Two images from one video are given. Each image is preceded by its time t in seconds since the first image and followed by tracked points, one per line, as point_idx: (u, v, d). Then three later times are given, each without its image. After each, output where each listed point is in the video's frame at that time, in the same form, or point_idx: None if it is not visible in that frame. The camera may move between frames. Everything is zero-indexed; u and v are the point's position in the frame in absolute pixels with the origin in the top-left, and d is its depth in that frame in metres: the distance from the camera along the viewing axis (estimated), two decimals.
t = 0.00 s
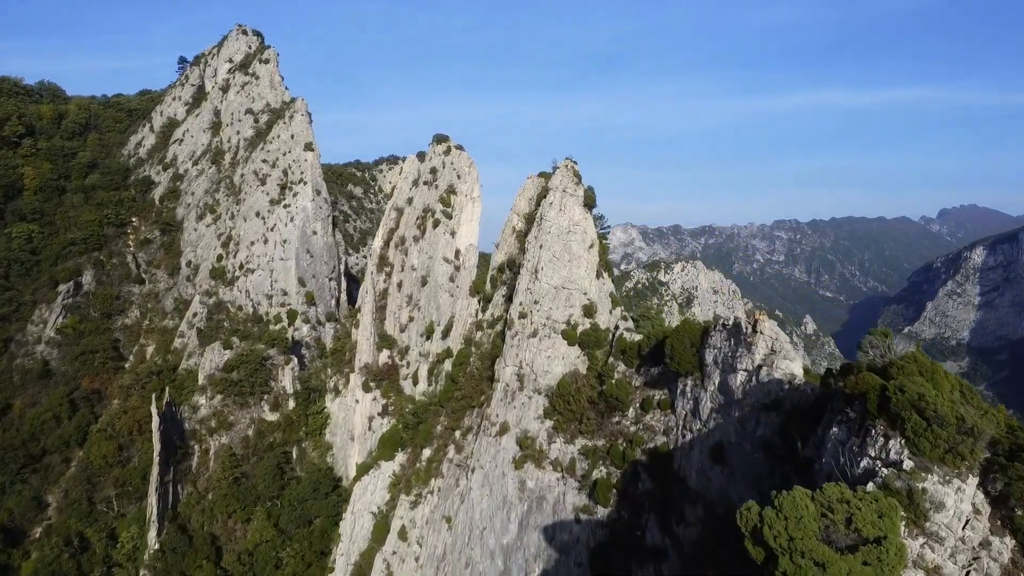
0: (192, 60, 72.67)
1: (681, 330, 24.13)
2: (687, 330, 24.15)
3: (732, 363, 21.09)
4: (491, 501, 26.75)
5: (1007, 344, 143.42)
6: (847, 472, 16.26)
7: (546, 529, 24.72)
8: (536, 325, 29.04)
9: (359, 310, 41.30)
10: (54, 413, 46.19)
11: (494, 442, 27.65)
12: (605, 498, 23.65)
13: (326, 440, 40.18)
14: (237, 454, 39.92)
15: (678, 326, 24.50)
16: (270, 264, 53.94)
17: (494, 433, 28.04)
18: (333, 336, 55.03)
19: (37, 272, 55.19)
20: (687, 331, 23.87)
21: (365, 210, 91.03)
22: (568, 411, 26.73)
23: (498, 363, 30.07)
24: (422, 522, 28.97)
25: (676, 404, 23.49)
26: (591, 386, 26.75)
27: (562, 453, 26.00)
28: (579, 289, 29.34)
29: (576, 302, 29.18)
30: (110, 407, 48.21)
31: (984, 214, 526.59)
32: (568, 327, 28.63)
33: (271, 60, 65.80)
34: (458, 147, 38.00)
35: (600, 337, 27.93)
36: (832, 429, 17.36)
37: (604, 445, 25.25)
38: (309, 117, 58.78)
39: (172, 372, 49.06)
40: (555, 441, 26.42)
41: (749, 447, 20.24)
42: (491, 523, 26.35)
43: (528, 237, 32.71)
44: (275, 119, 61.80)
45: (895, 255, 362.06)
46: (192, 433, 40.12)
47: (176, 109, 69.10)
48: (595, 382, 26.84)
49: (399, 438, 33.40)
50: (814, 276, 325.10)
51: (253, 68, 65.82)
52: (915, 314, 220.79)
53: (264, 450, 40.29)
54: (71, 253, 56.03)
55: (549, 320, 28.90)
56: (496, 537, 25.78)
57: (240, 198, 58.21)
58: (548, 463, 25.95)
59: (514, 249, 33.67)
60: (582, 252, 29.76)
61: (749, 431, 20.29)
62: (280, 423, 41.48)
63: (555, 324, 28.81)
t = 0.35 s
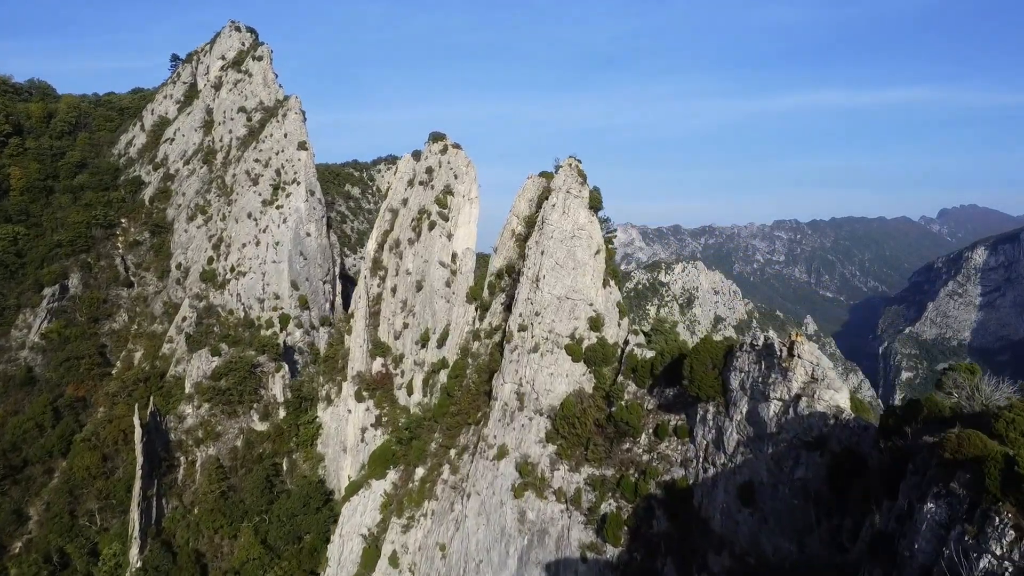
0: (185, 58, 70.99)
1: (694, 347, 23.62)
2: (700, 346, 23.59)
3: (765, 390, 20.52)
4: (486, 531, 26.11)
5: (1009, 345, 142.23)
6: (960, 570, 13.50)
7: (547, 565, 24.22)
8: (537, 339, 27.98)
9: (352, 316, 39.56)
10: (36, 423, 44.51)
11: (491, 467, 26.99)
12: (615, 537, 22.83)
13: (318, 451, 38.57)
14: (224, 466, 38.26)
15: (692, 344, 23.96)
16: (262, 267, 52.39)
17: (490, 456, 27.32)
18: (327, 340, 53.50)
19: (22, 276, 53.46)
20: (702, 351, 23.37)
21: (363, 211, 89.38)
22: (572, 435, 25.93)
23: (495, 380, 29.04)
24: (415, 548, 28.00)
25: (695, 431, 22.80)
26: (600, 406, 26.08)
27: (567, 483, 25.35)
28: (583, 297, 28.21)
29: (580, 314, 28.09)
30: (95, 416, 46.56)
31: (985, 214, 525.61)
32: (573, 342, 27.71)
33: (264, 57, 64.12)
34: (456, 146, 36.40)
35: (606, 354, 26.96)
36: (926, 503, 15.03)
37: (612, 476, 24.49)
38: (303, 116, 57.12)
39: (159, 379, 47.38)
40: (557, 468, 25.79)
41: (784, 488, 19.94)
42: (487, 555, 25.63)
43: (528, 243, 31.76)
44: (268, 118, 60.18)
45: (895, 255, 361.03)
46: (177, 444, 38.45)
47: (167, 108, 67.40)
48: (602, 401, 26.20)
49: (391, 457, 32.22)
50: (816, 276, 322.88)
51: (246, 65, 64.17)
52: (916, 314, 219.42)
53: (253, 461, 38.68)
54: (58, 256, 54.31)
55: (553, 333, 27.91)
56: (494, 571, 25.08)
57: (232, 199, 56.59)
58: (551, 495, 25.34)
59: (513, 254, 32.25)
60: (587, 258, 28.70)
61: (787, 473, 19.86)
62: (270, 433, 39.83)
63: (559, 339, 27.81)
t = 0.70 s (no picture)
0: (176, 56, 69.20)
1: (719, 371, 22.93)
2: (728, 372, 22.88)
3: (806, 429, 19.59)
4: (482, 566, 25.46)
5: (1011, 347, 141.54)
6: None
7: None
8: (538, 359, 27.25)
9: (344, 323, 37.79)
10: (17, 433, 42.82)
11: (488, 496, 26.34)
12: None
13: (308, 464, 36.95)
14: (209, 480, 36.57)
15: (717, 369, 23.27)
16: (252, 270, 50.58)
17: (487, 486, 26.67)
18: (321, 345, 51.94)
19: (5, 279, 51.65)
20: (731, 378, 22.61)
21: (359, 211, 87.70)
22: (578, 467, 25.69)
23: (492, 402, 28.48)
24: None
25: (720, 471, 22.31)
26: (610, 431, 25.78)
27: (572, 521, 24.94)
28: (588, 310, 27.44)
29: (586, 330, 27.30)
30: (79, 425, 44.85)
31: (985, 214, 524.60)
32: (578, 361, 27.02)
33: (256, 54, 62.36)
34: (453, 145, 34.68)
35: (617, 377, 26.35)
36: None
37: (623, 516, 24.18)
38: (296, 114, 55.42)
39: (146, 387, 45.72)
40: (562, 503, 25.43)
41: (833, 550, 18.78)
42: None
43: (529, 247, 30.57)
44: (260, 116, 58.50)
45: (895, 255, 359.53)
46: (161, 457, 36.72)
47: (157, 106, 65.62)
48: (610, 423, 25.96)
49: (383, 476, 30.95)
50: (815, 276, 322.64)
51: (238, 62, 62.42)
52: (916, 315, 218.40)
53: (240, 475, 37.02)
54: (42, 259, 52.54)
55: (557, 351, 27.13)
56: None
57: (222, 200, 54.94)
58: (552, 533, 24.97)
59: (513, 261, 31.08)
60: (594, 268, 27.70)
61: (838, 534, 18.68)
62: (258, 445, 38.09)
63: (563, 358, 27.08)
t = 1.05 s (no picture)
0: (167, 53, 67.50)
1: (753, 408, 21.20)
2: (764, 411, 21.16)
3: (869, 485, 17.69)
4: None
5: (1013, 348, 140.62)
6: None
7: None
8: (541, 382, 25.68)
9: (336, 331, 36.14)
10: None
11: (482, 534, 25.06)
12: None
13: (296, 478, 35.28)
14: (193, 496, 34.88)
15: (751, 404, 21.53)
16: (243, 273, 48.93)
17: (482, 524, 25.28)
18: (314, 351, 50.34)
19: None
20: (768, 419, 20.98)
21: (356, 212, 85.97)
22: (585, 508, 23.95)
23: (488, 429, 26.95)
24: None
25: (753, 524, 20.50)
26: (621, 466, 24.18)
27: (577, 570, 23.06)
28: (594, 327, 25.93)
29: (593, 350, 25.68)
30: (61, 435, 43.17)
31: (985, 215, 523.71)
32: (584, 387, 25.41)
33: (249, 51, 60.69)
34: (450, 145, 33.07)
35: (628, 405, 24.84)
36: None
37: (638, 568, 22.15)
38: (288, 113, 53.74)
39: (131, 395, 44.07)
40: (565, 551, 23.53)
41: None
42: None
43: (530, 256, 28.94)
44: (252, 115, 56.82)
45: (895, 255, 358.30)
46: (143, 471, 35.06)
47: (147, 105, 63.92)
48: (623, 458, 24.33)
49: (373, 497, 29.34)
50: (815, 275, 321.43)
51: (230, 60, 60.76)
52: (917, 316, 217.08)
53: (226, 490, 35.34)
54: (25, 262, 50.80)
55: (561, 374, 25.55)
56: None
57: (212, 201, 53.27)
58: None
59: (513, 269, 29.53)
60: (602, 281, 26.12)
61: None
62: (246, 458, 36.42)
63: (567, 384, 25.51)
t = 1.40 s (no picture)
0: (158, 51, 65.71)
1: (806, 462, 19.65)
2: (817, 465, 19.66)
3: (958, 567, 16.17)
4: None
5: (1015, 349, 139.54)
6: None
7: None
8: (542, 414, 24.29)
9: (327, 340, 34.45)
10: None
11: None
12: None
13: (285, 495, 33.65)
14: (176, 513, 33.15)
15: (801, 456, 20.05)
16: (232, 277, 47.29)
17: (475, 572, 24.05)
18: (306, 358, 48.76)
19: None
20: (823, 476, 19.50)
21: (353, 213, 84.30)
22: (594, 562, 22.20)
23: (484, 464, 25.62)
24: None
25: None
26: (635, 514, 22.60)
27: None
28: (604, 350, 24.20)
29: (603, 379, 23.92)
30: (41, 447, 41.41)
31: (985, 215, 523.11)
32: (593, 420, 23.87)
33: (241, 49, 58.94)
34: (446, 145, 31.39)
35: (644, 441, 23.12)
36: None
37: None
38: (280, 112, 52.00)
39: (115, 406, 42.43)
40: None
41: None
42: None
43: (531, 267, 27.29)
44: (243, 114, 55.11)
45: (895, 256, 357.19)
46: (123, 488, 33.34)
47: (137, 104, 62.18)
48: (638, 502, 22.68)
49: (362, 520, 27.68)
50: (815, 276, 320.25)
51: (221, 57, 59.03)
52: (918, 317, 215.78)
53: (211, 507, 33.66)
54: (7, 266, 48.97)
55: (567, 405, 24.07)
56: None
57: (202, 203, 51.58)
58: None
59: (510, 279, 27.99)
60: (612, 298, 24.40)
61: None
62: (232, 473, 34.80)
63: (572, 417, 24.02)
